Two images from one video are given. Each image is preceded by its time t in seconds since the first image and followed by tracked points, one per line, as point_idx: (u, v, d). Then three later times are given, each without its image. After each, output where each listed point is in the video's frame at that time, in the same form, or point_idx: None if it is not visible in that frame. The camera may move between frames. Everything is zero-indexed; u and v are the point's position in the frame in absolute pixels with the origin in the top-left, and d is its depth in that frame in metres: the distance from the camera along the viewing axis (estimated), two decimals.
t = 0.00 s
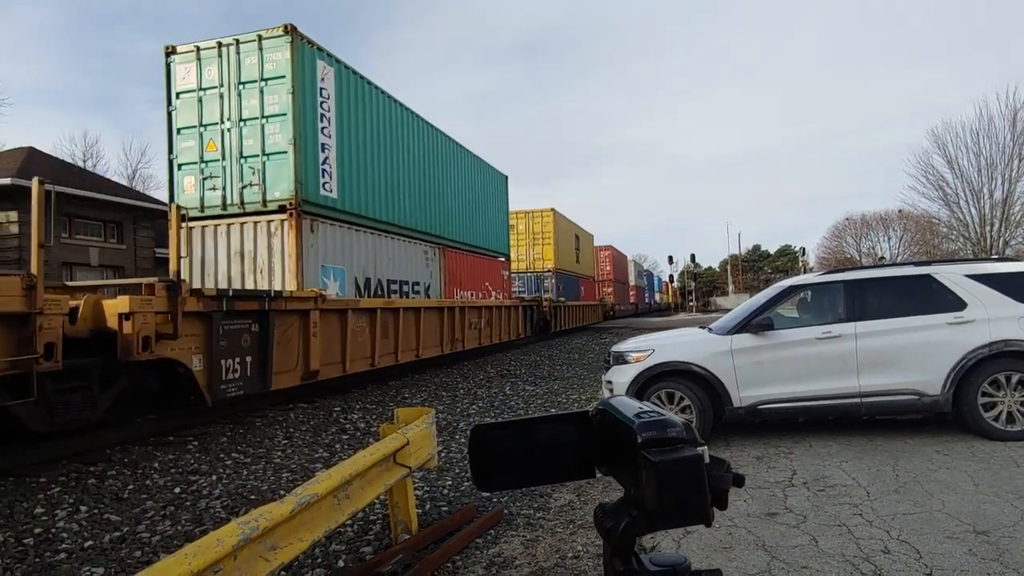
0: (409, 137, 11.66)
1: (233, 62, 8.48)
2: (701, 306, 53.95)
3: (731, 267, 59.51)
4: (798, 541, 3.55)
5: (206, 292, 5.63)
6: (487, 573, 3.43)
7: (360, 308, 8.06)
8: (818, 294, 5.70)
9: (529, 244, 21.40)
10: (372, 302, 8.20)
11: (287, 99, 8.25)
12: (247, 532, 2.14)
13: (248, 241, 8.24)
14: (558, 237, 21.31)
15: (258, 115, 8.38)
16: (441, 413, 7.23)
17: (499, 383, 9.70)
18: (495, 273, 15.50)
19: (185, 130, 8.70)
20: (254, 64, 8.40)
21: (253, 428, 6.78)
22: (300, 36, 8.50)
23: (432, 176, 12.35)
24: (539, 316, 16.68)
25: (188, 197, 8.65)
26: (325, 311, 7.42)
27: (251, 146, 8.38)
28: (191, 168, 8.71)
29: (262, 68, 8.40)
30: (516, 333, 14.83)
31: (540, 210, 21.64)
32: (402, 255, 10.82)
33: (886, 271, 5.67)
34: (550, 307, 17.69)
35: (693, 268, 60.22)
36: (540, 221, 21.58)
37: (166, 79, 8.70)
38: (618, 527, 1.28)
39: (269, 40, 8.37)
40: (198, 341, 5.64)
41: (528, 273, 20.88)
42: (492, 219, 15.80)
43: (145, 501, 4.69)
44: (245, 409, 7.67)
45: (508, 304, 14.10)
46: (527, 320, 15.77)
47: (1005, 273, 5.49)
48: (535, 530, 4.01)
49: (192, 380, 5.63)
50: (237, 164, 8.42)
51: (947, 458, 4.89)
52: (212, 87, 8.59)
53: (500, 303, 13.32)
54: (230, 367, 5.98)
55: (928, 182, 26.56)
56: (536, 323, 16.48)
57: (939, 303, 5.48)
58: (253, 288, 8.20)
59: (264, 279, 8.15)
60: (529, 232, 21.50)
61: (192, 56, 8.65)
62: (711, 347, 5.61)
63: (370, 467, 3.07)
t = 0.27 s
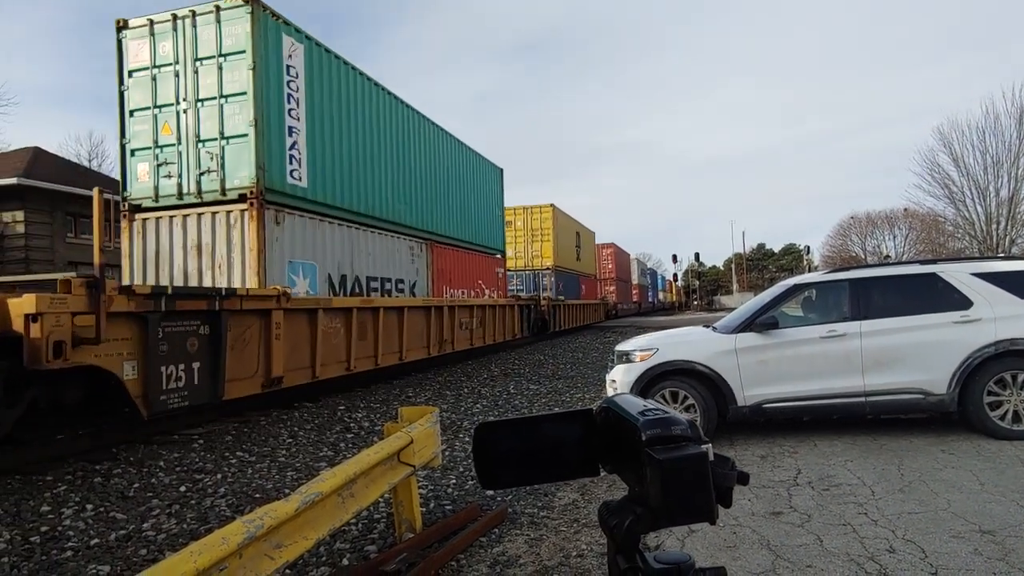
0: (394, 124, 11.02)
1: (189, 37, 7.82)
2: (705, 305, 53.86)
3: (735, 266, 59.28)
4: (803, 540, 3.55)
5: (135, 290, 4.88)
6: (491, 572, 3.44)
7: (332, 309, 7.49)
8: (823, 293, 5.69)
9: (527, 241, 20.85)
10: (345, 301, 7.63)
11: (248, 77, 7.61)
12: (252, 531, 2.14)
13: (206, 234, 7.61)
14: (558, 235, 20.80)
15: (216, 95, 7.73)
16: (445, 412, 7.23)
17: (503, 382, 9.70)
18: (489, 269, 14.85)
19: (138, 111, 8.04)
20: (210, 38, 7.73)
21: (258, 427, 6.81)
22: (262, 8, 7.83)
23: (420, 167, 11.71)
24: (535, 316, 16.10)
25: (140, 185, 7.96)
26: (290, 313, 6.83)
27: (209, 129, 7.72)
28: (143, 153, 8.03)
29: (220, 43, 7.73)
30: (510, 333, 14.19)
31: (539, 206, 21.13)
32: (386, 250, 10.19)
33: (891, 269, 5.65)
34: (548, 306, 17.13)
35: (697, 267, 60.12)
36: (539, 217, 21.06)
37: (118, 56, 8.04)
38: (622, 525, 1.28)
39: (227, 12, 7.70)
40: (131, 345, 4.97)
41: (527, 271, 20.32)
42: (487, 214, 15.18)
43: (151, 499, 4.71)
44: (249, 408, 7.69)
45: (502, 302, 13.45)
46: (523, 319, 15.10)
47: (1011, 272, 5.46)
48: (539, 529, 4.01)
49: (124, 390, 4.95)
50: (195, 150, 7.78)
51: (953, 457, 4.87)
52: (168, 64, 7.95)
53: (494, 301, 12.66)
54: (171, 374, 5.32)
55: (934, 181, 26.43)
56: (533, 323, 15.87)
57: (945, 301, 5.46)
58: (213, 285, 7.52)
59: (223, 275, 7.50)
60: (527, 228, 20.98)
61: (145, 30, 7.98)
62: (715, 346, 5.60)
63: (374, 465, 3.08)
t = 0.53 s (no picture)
0: (378, 111, 10.41)
1: (134, 7, 7.08)
2: (708, 304, 53.81)
3: (738, 264, 59.11)
4: (806, 539, 3.54)
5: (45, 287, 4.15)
6: (494, 570, 3.44)
7: (296, 309, 6.68)
8: (826, 292, 5.68)
9: (524, 238, 20.29)
10: (312, 300, 6.82)
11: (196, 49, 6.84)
12: (255, 529, 2.15)
13: (152, 226, 6.89)
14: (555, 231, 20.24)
15: (162, 69, 6.96)
16: (448, 411, 7.23)
17: (506, 381, 9.70)
18: (481, 267, 14.13)
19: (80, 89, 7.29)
20: (157, 7, 6.99)
21: (261, 426, 6.82)
22: None
23: (404, 157, 11.05)
24: (530, 316, 15.45)
25: (82, 171, 7.24)
26: (246, 312, 6.02)
27: (154, 109, 6.97)
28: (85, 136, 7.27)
29: (166, 12, 6.98)
30: (504, 333, 13.45)
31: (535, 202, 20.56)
32: (363, 244, 9.50)
33: (894, 268, 5.63)
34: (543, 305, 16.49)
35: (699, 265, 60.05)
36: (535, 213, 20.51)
37: (58, 28, 7.32)
38: (625, 524, 1.27)
39: None
40: (39, 352, 4.21)
41: (524, 269, 19.76)
42: (478, 209, 14.52)
43: (155, 498, 4.72)
44: (252, 407, 7.70)
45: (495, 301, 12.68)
46: (516, 318, 14.38)
47: (1015, 271, 5.44)
48: (542, 527, 4.01)
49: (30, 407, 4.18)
50: (140, 131, 7.05)
51: (957, 456, 4.85)
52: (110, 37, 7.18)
53: (484, 299, 11.91)
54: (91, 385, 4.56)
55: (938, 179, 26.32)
56: (527, 323, 15.18)
57: (949, 300, 5.44)
58: (159, 281, 6.87)
59: (172, 271, 6.80)
60: (523, 225, 20.41)
61: None
62: (718, 344, 5.59)
63: (377, 463, 3.08)
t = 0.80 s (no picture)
0: (359, 100, 9.84)
1: None
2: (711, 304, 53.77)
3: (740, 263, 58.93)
4: (809, 538, 3.54)
5: None
6: (497, 569, 3.44)
7: (251, 309, 6.03)
8: (828, 291, 5.67)
9: (520, 235, 19.71)
10: (270, 300, 6.17)
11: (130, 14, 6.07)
12: (259, 528, 2.16)
13: (82, 216, 6.12)
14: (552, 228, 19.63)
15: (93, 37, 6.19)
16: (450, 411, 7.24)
17: (508, 380, 9.70)
18: (469, 265, 13.43)
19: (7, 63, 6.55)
20: None
21: (263, 425, 6.83)
22: None
23: (382, 145, 10.34)
24: (522, 317, 14.79)
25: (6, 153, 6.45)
26: (191, 313, 5.38)
27: (85, 83, 6.20)
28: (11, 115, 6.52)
29: None
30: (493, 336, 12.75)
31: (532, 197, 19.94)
32: (335, 238, 8.79)
33: (897, 268, 5.63)
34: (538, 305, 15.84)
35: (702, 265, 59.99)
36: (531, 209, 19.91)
37: None
38: (628, 522, 1.28)
39: None
40: None
41: (520, 267, 19.21)
42: (468, 202, 13.80)
43: (158, 496, 4.73)
44: (254, 407, 7.72)
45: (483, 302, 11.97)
46: (508, 319, 13.68)
47: (1018, 271, 5.43)
48: (544, 526, 4.01)
49: None
50: (70, 108, 6.27)
51: (960, 456, 4.84)
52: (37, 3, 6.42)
53: (471, 300, 11.23)
54: None
55: (942, 178, 26.22)
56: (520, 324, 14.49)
57: (952, 300, 5.43)
58: (89, 277, 6.09)
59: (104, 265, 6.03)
60: (519, 221, 19.82)
61: None
62: (720, 344, 5.59)
63: (380, 462, 3.09)
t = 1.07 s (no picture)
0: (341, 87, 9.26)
1: None
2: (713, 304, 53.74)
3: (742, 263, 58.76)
4: (811, 538, 3.54)
5: None
6: (499, 569, 3.44)
7: (193, 310, 5.48)
8: (830, 292, 5.67)
9: (515, 233, 19.17)
10: (216, 300, 5.61)
11: None
12: (260, 528, 2.16)
13: None
14: (548, 225, 19.08)
15: None
16: (452, 410, 7.25)
17: (510, 380, 9.70)
18: (458, 263, 12.66)
19: None
20: None
21: (266, 424, 6.84)
22: None
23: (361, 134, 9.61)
24: (514, 319, 14.06)
25: None
26: (116, 314, 4.85)
27: None
28: None
29: None
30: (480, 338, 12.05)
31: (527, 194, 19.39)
32: (306, 233, 8.08)
33: (899, 268, 5.62)
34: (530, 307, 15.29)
35: (704, 265, 59.95)
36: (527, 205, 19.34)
37: None
38: (631, 523, 1.28)
39: None
40: None
41: (515, 266, 18.70)
42: (458, 197, 13.06)
43: (161, 496, 4.74)
44: (256, 406, 7.73)
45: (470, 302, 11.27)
46: (497, 321, 12.96)
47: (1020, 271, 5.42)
48: (546, 526, 4.01)
49: None
50: None
51: (962, 456, 4.84)
52: None
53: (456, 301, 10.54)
54: None
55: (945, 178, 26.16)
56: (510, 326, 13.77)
57: (954, 300, 5.42)
58: None
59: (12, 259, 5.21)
60: (514, 218, 19.28)
61: None
62: (722, 344, 5.59)
63: (382, 462, 3.09)
